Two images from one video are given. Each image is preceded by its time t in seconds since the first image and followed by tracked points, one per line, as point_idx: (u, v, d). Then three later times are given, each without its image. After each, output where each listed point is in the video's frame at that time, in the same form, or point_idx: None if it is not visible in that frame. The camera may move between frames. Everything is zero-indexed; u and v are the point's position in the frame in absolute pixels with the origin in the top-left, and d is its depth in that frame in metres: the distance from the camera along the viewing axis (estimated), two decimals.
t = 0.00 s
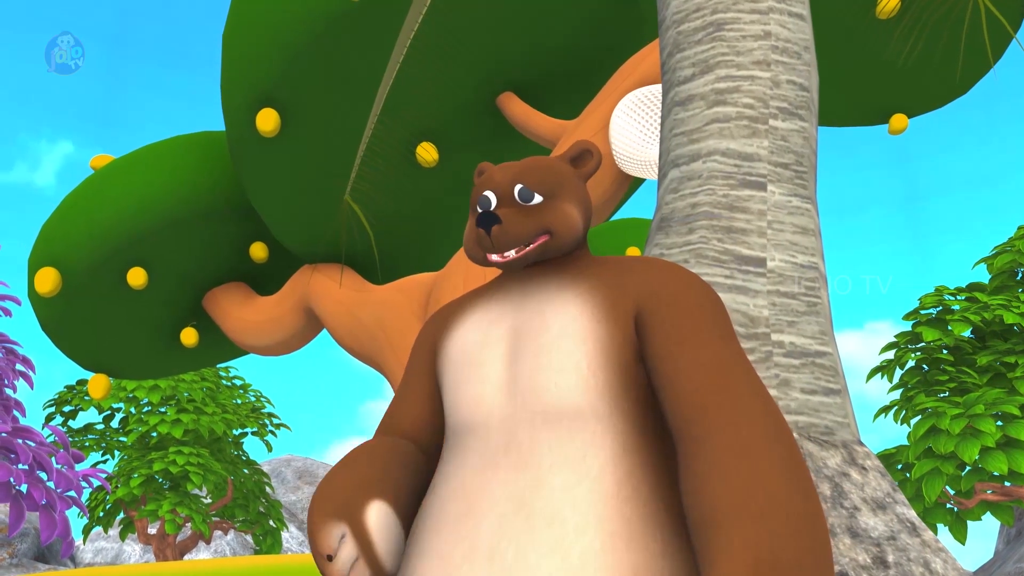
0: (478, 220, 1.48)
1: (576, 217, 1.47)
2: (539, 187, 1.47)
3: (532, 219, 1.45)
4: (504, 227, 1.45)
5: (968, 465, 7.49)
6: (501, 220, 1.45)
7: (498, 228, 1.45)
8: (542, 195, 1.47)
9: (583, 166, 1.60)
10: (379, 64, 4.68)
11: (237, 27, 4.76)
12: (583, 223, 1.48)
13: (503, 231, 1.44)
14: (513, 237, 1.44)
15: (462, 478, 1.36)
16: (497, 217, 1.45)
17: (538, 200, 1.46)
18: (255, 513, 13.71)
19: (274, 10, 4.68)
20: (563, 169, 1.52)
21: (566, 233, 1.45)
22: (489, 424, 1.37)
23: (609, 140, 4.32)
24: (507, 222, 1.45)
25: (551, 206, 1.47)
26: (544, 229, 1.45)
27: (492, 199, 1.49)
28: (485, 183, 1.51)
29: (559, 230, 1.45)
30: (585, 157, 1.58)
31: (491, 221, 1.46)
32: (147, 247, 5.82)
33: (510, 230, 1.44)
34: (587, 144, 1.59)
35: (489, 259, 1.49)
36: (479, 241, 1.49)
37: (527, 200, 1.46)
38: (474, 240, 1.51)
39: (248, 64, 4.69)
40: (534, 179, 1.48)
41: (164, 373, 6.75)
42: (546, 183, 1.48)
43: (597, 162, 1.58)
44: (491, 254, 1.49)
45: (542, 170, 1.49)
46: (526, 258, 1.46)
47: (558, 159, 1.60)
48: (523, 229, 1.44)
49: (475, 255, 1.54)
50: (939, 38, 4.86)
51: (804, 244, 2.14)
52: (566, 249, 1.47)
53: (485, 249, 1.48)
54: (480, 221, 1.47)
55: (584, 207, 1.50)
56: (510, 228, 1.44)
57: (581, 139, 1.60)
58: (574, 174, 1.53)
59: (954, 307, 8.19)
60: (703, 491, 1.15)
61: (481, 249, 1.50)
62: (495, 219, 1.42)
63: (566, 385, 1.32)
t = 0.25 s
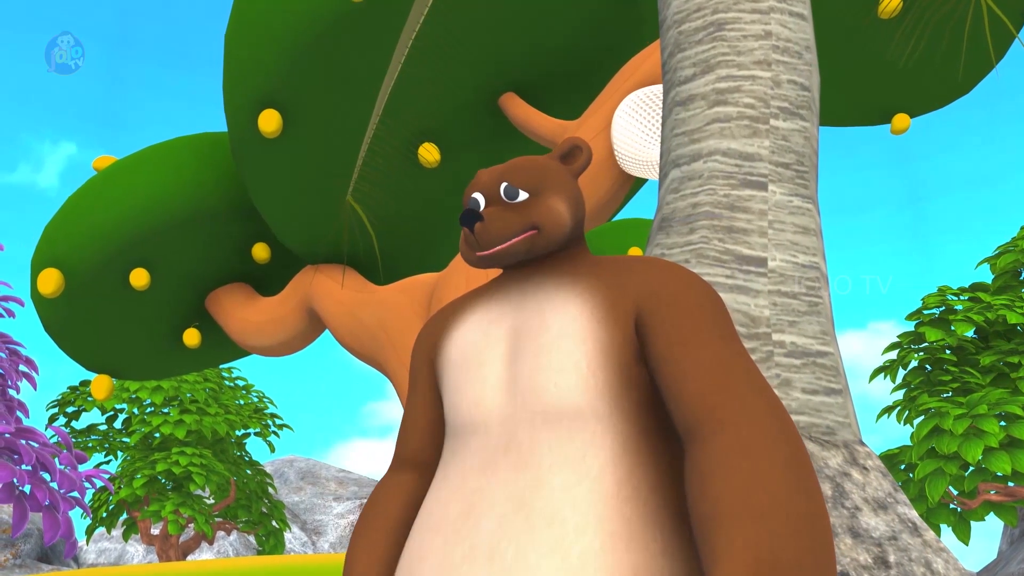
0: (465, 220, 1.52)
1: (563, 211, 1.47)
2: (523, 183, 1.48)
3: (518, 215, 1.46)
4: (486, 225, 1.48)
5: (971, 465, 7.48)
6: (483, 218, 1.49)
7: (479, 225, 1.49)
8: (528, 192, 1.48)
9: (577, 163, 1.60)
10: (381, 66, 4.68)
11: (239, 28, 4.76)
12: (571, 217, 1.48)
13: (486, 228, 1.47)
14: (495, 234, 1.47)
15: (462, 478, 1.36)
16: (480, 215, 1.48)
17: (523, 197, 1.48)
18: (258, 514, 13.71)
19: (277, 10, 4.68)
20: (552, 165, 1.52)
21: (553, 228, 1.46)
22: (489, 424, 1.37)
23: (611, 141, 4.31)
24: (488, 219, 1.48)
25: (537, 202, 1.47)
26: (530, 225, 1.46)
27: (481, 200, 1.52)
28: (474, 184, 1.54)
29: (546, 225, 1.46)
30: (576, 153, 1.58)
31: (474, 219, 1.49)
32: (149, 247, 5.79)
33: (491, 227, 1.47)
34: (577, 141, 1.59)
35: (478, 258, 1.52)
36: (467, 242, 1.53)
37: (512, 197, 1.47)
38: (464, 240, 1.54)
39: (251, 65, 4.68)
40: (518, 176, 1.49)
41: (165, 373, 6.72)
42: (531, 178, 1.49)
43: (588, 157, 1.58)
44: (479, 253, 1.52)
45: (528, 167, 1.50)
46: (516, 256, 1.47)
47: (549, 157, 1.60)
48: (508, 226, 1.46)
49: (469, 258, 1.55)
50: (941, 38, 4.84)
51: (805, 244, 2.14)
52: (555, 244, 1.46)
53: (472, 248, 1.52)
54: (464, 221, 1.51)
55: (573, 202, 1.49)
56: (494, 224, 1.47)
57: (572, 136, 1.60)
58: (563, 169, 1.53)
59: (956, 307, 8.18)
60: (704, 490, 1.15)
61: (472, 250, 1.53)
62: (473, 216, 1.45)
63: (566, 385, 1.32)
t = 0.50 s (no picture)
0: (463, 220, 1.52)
1: (560, 210, 1.47)
2: (521, 183, 1.49)
3: (515, 214, 1.47)
4: (483, 225, 1.49)
5: (974, 466, 7.47)
6: (481, 218, 1.49)
7: (477, 225, 1.49)
8: (526, 191, 1.48)
9: (575, 162, 1.59)
10: (382, 68, 4.65)
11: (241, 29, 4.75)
12: (569, 217, 1.48)
13: (483, 228, 1.48)
14: (493, 233, 1.47)
15: (463, 477, 1.36)
16: (478, 214, 1.49)
17: (521, 196, 1.48)
18: (260, 514, 13.71)
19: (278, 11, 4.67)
20: (549, 165, 1.52)
21: (551, 228, 1.46)
22: (490, 424, 1.37)
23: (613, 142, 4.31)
24: (486, 219, 1.48)
25: (535, 201, 1.47)
26: (528, 224, 1.46)
27: (479, 200, 1.53)
28: (472, 185, 1.54)
29: (544, 224, 1.46)
30: (573, 153, 1.58)
31: (472, 219, 1.50)
32: (151, 247, 5.76)
33: (489, 227, 1.47)
34: (575, 140, 1.59)
35: (477, 259, 1.52)
36: (465, 242, 1.53)
37: (510, 197, 1.48)
38: (462, 241, 1.54)
39: (254, 65, 4.68)
40: (515, 176, 1.50)
41: (168, 374, 6.71)
42: (528, 178, 1.49)
43: (586, 157, 1.58)
44: (477, 253, 1.52)
45: (526, 167, 1.51)
46: (515, 256, 1.47)
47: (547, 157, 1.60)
48: (506, 225, 1.47)
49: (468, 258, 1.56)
50: (943, 37, 4.84)
51: (806, 244, 2.14)
52: (554, 243, 1.46)
53: (471, 248, 1.52)
54: (461, 221, 1.51)
55: (571, 201, 1.49)
56: (491, 224, 1.47)
57: (570, 136, 1.60)
58: (560, 169, 1.53)
59: (959, 307, 8.17)
60: (705, 490, 1.15)
61: (470, 250, 1.53)
62: (471, 216, 1.45)
63: (566, 385, 1.32)
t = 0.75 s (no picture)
0: (469, 219, 1.51)
1: (567, 212, 1.48)
2: (529, 183, 1.48)
3: (523, 215, 1.46)
4: (492, 224, 1.47)
5: (978, 466, 7.45)
6: (489, 217, 1.48)
7: (485, 224, 1.47)
8: (533, 191, 1.48)
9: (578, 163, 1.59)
10: (384, 69, 4.64)
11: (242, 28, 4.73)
12: (576, 218, 1.48)
13: (491, 227, 1.47)
14: (501, 233, 1.46)
15: (462, 477, 1.36)
16: (486, 214, 1.47)
17: (528, 196, 1.47)
18: (263, 515, 13.71)
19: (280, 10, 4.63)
20: (555, 165, 1.51)
21: (558, 229, 1.46)
22: (489, 424, 1.37)
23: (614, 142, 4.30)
24: (495, 218, 1.47)
25: (541, 202, 1.47)
26: (535, 225, 1.46)
27: (484, 198, 1.51)
28: (476, 183, 1.53)
29: (551, 226, 1.46)
30: (578, 154, 1.57)
31: (480, 218, 1.48)
32: (155, 248, 5.77)
33: (497, 226, 1.46)
34: (579, 141, 1.58)
35: (482, 258, 1.51)
36: (471, 241, 1.52)
37: (517, 197, 1.47)
38: (467, 240, 1.53)
39: (257, 66, 4.65)
40: (522, 176, 1.49)
41: (171, 375, 6.70)
42: (535, 179, 1.48)
43: (590, 158, 1.57)
44: (484, 252, 1.50)
45: (532, 166, 1.50)
46: (521, 256, 1.47)
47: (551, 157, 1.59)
48: (514, 226, 1.46)
49: (471, 256, 1.55)
50: (945, 36, 4.83)
51: (807, 244, 2.14)
52: (560, 245, 1.47)
53: (477, 247, 1.50)
54: (469, 220, 1.49)
55: (577, 203, 1.49)
56: (500, 224, 1.46)
57: (574, 136, 1.59)
58: (565, 170, 1.52)
59: (962, 307, 8.16)
60: (703, 490, 1.15)
61: (474, 248, 1.52)
62: (480, 215, 1.44)
63: (565, 385, 1.32)
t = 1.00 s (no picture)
0: (478, 217, 1.50)
1: (575, 213, 1.48)
2: (538, 183, 1.48)
3: (532, 215, 1.46)
4: (503, 223, 1.47)
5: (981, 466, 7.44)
6: (500, 216, 1.47)
7: (497, 224, 1.47)
8: (542, 192, 1.48)
9: (583, 164, 1.59)
10: (385, 70, 4.63)
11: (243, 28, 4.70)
12: (582, 220, 1.48)
13: (502, 227, 1.46)
14: (511, 233, 1.46)
15: (462, 476, 1.36)
16: (497, 213, 1.47)
17: (537, 196, 1.47)
18: (266, 515, 13.71)
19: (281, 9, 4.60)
20: (562, 166, 1.52)
21: (566, 230, 1.46)
22: (489, 424, 1.37)
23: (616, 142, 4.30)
24: (506, 218, 1.46)
25: (550, 203, 1.47)
26: (544, 225, 1.46)
27: (492, 196, 1.51)
28: (484, 179, 1.52)
29: (559, 227, 1.46)
30: (583, 156, 1.58)
31: (491, 217, 1.48)
32: (158, 248, 5.78)
33: (508, 226, 1.46)
34: (585, 142, 1.59)
35: (489, 257, 1.50)
36: (478, 238, 1.51)
37: (527, 196, 1.47)
38: (474, 238, 1.52)
39: (256, 66, 4.59)
40: (532, 176, 1.48)
41: (173, 376, 6.70)
42: (544, 180, 1.48)
43: (595, 160, 1.58)
44: (491, 251, 1.50)
45: (541, 166, 1.50)
46: (528, 257, 1.47)
47: (556, 157, 1.59)
48: (523, 226, 1.46)
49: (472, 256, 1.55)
50: (948, 35, 4.81)
51: (808, 244, 2.14)
52: (567, 246, 1.46)
53: (484, 246, 1.50)
54: (480, 218, 1.49)
55: (583, 205, 1.50)
56: (510, 224, 1.46)
57: (580, 137, 1.59)
58: (571, 172, 1.53)
59: (965, 307, 8.15)
60: (701, 489, 1.16)
61: (481, 246, 1.52)
62: (493, 215, 1.43)
63: (565, 385, 1.32)
